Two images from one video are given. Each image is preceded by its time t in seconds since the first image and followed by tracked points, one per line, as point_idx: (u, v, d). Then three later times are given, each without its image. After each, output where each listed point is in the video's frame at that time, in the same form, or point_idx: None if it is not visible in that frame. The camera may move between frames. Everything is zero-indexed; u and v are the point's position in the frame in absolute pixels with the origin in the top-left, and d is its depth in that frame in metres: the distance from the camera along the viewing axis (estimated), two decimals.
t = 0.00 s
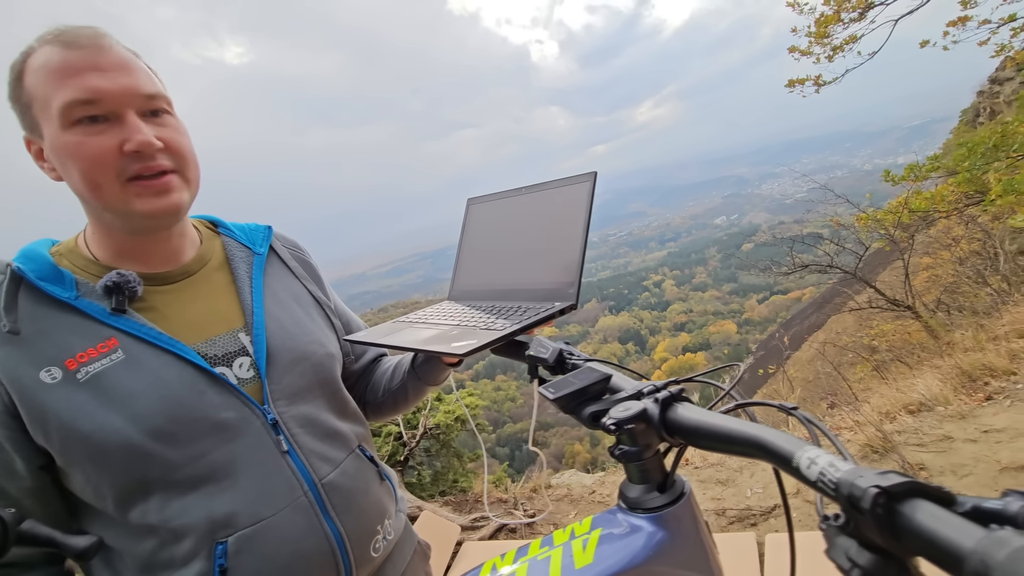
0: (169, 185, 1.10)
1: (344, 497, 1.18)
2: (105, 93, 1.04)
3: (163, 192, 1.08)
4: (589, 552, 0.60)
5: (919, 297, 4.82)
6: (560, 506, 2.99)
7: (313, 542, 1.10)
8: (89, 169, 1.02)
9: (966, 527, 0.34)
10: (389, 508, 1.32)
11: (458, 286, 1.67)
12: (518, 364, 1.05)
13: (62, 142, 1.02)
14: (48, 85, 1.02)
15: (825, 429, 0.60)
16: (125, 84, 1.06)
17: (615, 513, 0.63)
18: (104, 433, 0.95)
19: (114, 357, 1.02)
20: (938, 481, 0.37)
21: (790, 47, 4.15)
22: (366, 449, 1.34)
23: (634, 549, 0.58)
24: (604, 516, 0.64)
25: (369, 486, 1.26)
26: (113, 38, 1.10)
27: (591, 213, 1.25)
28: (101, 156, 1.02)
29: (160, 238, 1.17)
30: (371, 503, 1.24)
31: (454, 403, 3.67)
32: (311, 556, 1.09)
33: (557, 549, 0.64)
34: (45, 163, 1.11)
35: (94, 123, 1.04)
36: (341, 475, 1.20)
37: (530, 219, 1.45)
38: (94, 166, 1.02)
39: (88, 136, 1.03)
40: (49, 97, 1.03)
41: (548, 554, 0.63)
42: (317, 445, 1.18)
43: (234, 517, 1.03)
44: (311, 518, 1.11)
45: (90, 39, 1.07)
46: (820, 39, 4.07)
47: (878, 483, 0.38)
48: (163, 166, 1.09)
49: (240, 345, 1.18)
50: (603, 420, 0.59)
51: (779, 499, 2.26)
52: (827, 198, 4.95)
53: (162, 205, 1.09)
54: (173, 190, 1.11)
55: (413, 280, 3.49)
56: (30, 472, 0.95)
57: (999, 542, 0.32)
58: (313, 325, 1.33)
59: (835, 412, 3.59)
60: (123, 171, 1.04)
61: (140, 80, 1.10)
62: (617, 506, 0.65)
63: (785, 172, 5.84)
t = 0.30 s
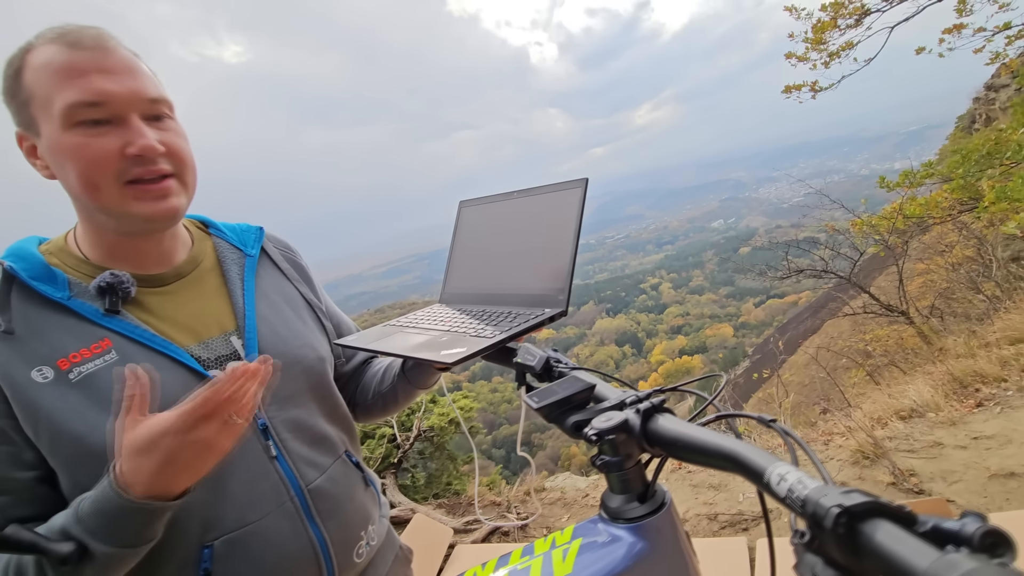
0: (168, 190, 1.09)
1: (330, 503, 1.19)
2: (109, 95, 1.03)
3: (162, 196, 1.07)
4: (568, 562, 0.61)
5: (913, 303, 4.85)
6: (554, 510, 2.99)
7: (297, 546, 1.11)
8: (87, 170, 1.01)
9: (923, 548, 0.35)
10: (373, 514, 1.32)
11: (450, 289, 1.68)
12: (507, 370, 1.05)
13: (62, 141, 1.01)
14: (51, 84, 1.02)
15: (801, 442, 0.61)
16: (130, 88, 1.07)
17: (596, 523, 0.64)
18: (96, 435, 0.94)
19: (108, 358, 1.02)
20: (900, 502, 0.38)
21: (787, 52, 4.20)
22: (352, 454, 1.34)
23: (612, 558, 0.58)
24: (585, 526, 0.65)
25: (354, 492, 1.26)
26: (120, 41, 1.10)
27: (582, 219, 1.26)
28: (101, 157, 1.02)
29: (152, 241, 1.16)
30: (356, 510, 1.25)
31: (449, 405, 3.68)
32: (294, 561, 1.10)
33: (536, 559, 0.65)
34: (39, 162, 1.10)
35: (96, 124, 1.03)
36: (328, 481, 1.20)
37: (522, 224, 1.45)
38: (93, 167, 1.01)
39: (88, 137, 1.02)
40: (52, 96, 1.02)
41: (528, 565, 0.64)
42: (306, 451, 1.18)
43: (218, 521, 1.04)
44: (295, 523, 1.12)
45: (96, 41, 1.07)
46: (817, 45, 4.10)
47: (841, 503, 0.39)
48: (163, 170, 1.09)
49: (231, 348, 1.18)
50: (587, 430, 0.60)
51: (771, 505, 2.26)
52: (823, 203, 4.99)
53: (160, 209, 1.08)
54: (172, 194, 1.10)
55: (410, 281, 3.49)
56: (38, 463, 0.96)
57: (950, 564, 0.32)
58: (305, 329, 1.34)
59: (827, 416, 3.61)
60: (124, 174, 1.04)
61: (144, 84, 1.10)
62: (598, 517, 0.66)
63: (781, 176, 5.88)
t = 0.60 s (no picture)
0: (194, 190, 1.13)
1: (323, 502, 1.21)
2: (152, 96, 1.07)
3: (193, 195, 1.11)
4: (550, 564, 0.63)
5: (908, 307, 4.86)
6: (549, 510, 3.00)
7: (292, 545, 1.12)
8: (130, 165, 1.03)
9: (875, 551, 0.37)
10: (363, 512, 1.34)
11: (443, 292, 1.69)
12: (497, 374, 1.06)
13: (101, 135, 1.01)
14: (92, 80, 1.02)
15: (776, 446, 0.65)
16: (167, 92, 1.11)
17: (580, 526, 0.66)
18: (94, 437, 0.94)
19: (105, 360, 1.02)
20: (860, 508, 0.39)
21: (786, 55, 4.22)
22: (343, 454, 1.36)
23: (596, 560, 0.60)
24: (568, 528, 0.67)
25: (345, 491, 1.28)
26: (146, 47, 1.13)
27: (573, 224, 1.26)
28: (143, 153, 1.04)
29: (156, 241, 1.19)
30: (347, 509, 1.27)
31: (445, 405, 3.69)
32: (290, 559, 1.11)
33: (519, 560, 0.66)
34: (51, 155, 1.07)
35: (136, 121, 1.05)
36: (321, 480, 1.22)
37: (514, 228, 1.46)
38: (136, 162, 1.03)
39: (130, 134, 1.03)
40: (91, 90, 1.02)
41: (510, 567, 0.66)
42: (299, 451, 1.20)
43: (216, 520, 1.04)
44: (291, 522, 1.12)
45: (128, 46, 1.09)
46: (815, 49, 4.11)
47: (804, 508, 0.40)
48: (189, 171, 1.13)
49: (227, 350, 1.18)
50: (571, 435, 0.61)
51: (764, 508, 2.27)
52: (820, 206, 5.02)
53: (186, 207, 1.12)
54: (197, 194, 1.14)
55: (406, 282, 3.49)
56: (32, 467, 0.94)
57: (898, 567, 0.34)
58: (298, 331, 1.35)
59: (822, 419, 3.63)
60: (161, 172, 1.07)
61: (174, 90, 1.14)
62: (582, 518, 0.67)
63: (779, 179, 5.90)
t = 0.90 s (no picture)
0: (189, 184, 1.15)
1: (325, 492, 1.21)
2: (143, 92, 1.09)
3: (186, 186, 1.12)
4: (539, 555, 0.67)
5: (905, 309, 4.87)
6: (546, 509, 3.01)
7: (296, 534, 1.12)
8: (125, 158, 1.04)
9: (842, 534, 0.38)
10: (363, 504, 1.35)
11: (439, 292, 1.70)
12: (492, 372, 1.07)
13: (96, 130, 1.03)
14: (86, 77, 1.04)
15: (758, 440, 0.68)
16: (158, 89, 1.13)
17: (569, 519, 0.69)
18: (99, 433, 0.95)
19: (106, 357, 1.03)
20: (830, 495, 0.41)
21: (786, 57, 4.24)
22: (342, 446, 1.37)
23: (583, 551, 0.63)
24: (558, 522, 0.71)
25: (345, 482, 1.29)
26: (135, 46, 1.16)
27: (567, 225, 1.27)
28: (138, 147, 1.05)
29: (150, 238, 1.20)
30: (348, 499, 1.27)
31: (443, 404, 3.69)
32: (294, 549, 1.11)
33: (510, 552, 0.71)
34: (43, 153, 1.07)
35: (130, 116, 1.07)
36: (322, 471, 1.22)
37: (509, 229, 1.47)
38: (131, 155, 1.04)
39: (125, 128, 1.05)
40: (83, 86, 1.04)
41: (502, 559, 0.71)
42: (301, 442, 1.20)
43: (221, 511, 1.04)
44: (293, 512, 1.13)
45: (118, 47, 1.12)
46: (814, 51, 4.13)
47: (776, 495, 0.42)
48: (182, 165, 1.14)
49: (225, 345, 1.20)
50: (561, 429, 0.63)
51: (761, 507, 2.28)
52: (819, 208, 5.03)
53: (181, 200, 1.13)
54: (191, 188, 1.16)
55: (406, 281, 3.50)
56: (36, 464, 0.95)
57: (861, 547, 0.35)
58: (293, 328, 1.36)
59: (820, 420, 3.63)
60: (155, 164, 1.08)
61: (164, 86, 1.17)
62: (572, 513, 0.70)
63: (778, 180, 5.92)
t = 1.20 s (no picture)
0: (167, 178, 1.14)
1: (330, 483, 1.22)
2: (108, 88, 1.08)
3: (163, 179, 1.11)
4: (533, 547, 0.68)
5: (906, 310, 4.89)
6: (545, 507, 3.02)
7: (304, 525, 1.13)
8: (95, 157, 1.03)
9: (819, 524, 0.40)
10: (368, 495, 1.36)
11: (437, 290, 1.71)
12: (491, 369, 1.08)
13: (63, 130, 1.03)
14: (48, 77, 1.04)
15: (749, 437, 0.68)
16: (125, 84, 1.12)
17: (564, 513, 0.70)
18: (99, 433, 0.97)
19: (100, 358, 1.04)
20: (810, 487, 0.42)
21: (787, 58, 4.24)
22: (343, 438, 1.38)
23: (576, 544, 0.64)
24: (551, 516, 0.72)
25: (350, 473, 1.30)
26: (101, 43, 1.15)
27: (566, 225, 1.28)
28: (107, 144, 1.05)
29: (139, 237, 1.20)
30: (354, 489, 1.29)
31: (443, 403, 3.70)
32: (302, 540, 1.12)
33: (504, 545, 0.72)
34: (21, 160, 1.08)
35: (97, 114, 1.06)
36: (327, 463, 1.24)
37: (507, 227, 1.47)
38: (101, 154, 1.04)
39: (93, 127, 1.05)
40: (47, 87, 1.03)
41: (495, 551, 0.72)
42: (302, 436, 1.21)
43: (229, 505, 1.05)
44: (300, 504, 1.14)
45: (85, 45, 1.12)
46: (816, 51, 4.13)
47: (758, 487, 0.44)
48: (159, 160, 1.13)
49: (221, 343, 1.21)
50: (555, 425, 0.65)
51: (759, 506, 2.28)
52: (820, 208, 5.04)
53: (161, 195, 1.12)
54: (170, 182, 1.15)
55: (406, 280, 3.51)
56: (24, 473, 0.96)
57: (836, 536, 0.37)
58: (290, 324, 1.37)
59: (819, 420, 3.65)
60: (127, 160, 1.07)
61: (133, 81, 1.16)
62: (567, 507, 0.71)
63: (779, 180, 5.93)
